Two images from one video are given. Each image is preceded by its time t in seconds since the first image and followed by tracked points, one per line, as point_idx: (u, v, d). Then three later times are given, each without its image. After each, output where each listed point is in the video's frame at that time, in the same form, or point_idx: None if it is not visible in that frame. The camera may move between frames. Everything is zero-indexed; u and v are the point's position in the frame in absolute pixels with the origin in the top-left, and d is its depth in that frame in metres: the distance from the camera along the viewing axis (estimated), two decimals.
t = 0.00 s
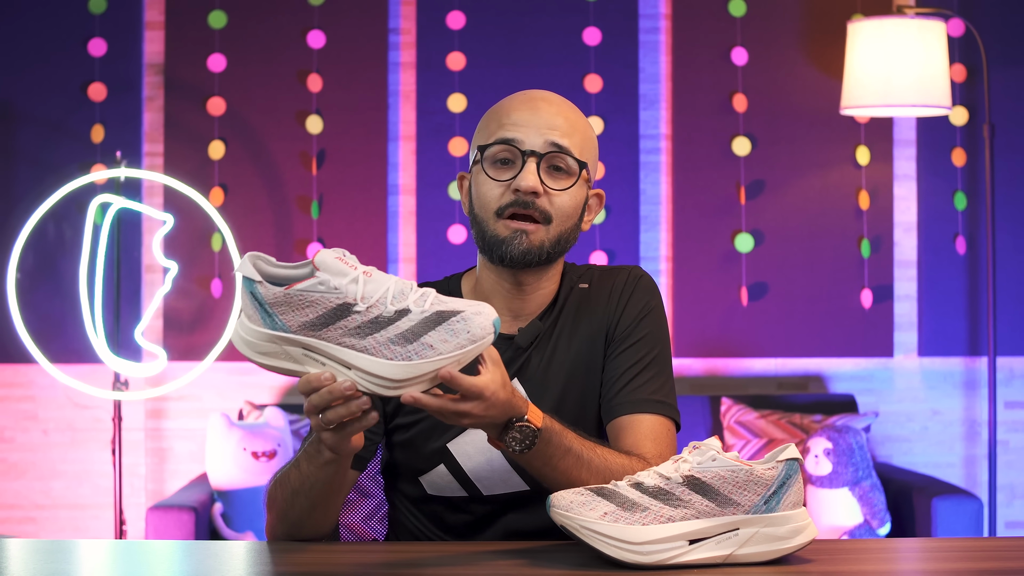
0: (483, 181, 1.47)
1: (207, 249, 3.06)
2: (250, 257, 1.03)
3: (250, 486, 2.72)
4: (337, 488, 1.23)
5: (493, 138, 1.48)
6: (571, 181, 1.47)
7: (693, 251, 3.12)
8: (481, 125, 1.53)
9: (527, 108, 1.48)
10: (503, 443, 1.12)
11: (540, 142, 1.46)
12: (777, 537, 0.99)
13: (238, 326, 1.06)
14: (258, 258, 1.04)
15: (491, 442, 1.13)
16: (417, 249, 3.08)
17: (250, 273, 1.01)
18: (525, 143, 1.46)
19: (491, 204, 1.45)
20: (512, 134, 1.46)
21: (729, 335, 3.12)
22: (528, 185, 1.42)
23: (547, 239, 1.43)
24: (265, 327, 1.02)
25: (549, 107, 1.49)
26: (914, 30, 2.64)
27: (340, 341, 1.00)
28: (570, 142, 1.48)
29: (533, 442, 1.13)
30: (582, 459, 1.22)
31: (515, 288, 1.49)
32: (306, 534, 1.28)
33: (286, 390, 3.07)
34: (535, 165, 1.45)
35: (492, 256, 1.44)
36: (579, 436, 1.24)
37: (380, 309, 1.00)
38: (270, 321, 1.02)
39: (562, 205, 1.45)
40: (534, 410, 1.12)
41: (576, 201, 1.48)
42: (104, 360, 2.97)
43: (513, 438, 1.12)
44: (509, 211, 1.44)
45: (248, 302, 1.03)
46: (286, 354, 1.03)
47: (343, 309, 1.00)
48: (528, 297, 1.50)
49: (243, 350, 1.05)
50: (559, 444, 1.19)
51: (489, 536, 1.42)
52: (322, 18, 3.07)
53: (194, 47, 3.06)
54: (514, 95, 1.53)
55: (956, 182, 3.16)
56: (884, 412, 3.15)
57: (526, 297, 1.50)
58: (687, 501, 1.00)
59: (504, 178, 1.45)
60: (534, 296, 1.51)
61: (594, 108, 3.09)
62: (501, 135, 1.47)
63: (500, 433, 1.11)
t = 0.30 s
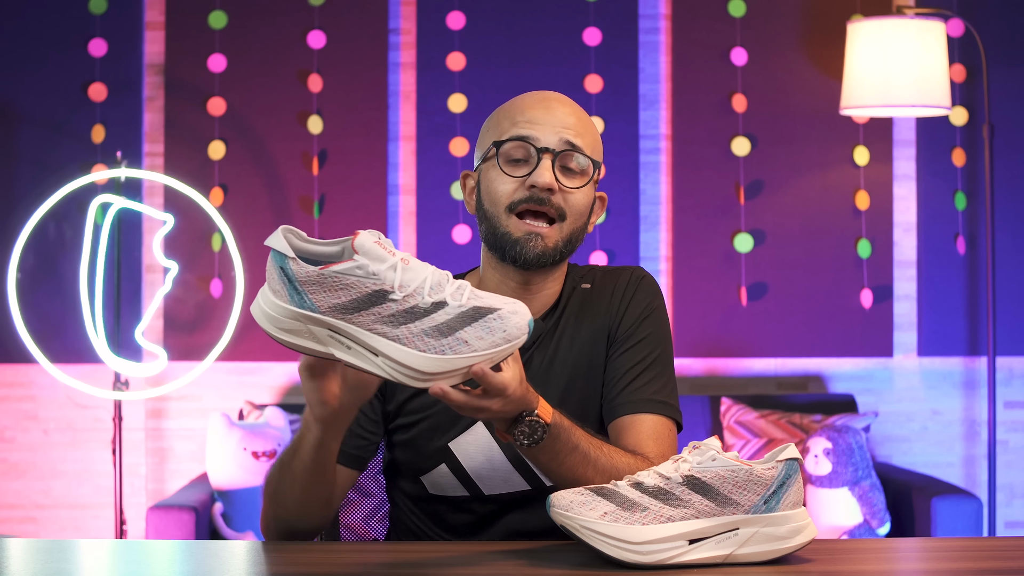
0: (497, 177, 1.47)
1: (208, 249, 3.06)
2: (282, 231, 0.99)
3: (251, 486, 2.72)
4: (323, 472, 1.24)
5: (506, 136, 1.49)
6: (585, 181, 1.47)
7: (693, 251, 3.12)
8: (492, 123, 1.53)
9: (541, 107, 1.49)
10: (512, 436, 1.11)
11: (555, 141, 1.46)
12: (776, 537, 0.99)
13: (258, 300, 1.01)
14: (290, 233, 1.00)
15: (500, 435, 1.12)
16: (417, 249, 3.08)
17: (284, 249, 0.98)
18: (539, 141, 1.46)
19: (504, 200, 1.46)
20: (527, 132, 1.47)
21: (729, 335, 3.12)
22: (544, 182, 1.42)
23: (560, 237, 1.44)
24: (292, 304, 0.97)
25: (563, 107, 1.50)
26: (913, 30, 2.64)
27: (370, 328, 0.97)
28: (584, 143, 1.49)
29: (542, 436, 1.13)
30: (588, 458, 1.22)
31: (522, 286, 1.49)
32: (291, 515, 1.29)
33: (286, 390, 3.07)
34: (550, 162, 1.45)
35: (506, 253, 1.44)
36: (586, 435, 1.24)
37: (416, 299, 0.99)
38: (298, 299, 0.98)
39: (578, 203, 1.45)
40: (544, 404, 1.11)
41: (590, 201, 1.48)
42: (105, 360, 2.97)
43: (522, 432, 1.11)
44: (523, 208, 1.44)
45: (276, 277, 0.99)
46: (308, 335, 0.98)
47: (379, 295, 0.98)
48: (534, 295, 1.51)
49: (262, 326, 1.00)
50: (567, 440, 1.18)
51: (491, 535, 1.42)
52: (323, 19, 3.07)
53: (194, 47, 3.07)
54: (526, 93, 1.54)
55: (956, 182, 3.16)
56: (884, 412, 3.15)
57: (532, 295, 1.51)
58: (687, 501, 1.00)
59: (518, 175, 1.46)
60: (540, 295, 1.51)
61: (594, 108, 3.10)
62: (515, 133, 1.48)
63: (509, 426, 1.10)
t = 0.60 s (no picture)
0: (499, 183, 1.47)
1: (208, 249, 3.06)
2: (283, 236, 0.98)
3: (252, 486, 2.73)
4: (352, 456, 1.21)
5: (508, 141, 1.49)
6: (587, 186, 1.48)
7: (693, 251, 3.13)
8: (494, 124, 1.53)
9: (544, 110, 1.49)
10: (511, 435, 1.12)
11: (557, 147, 1.46)
12: (776, 536, 0.99)
13: (258, 305, 1.00)
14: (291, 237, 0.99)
15: (499, 434, 1.13)
16: (417, 249, 3.08)
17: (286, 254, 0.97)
18: (542, 148, 1.46)
19: (508, 205, 1.46)
20: (529, 138, 1.47)
21: (729, 335, 3.12)
22: (547, 190, 1.43)
23: (563, 241, 1.45)
24: (294, 309, 0.96)
25: (565, 110, 1.50)
26: (913, 31, 2.65)
27: (374, 331, 0.96)
28: (587, 148, 1.48)
29: (543, 434, 1.13)
30: (588, 457, 1.22)
31: (522, 288, 1.51)
32: (305, 497, 1.26)
33: (286, 390, 3.07)
34: (553, 169, 1.45)
35: (508, 257, 1.46)
36: (587, 434, 1.24)
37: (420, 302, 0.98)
38: (300, 304, 0.97)
39: (580, 209, 1.46)
40: (543, 403, 1.12)
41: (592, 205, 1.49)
42: (105, 360, 2.97)
43: (522, 430, 1.12)
44: (526, 213, 1.44)
45: (277, 283, 0.98)
46: (310, 340, 0.98)
47: (382, 299, 0.97)
48: (534, 297, 1.53)
49: (263, 332, 0.99)
50: (566, 439, 1.19)
51: (488, 534, 1.42)
52: (323, 19, 3.08)
53: (195, 47, 3.07)
54: (527, 95, 1.53)
55: (955, 182, 3.16)
56: (883, 412, 3.15)
57: (531, 297, 1.52)
58: (687, 501, 1.01)
59: (521, 181, 1.46)
60: (539, 296, 1.53)
61: (594, 108, 3.10)
62: (517, 138, 1.48)
63: (509, 424, 1.11)
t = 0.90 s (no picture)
0: (495, 186, 1.47)
1: (208, 249, 3.07)
2: (275, 248, 0.98)
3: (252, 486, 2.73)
4: (385, 454, 1.19)
5: (504, 145, 1.49)
6: (583, 187, 1.47)
7: (693, 251, 3.13)
8: (491, 126, 1.52)
9: (539, 112, 1.49)
10: (509, 437, 1.13)
11: (552, 150, 1.46)
12: (775, 536, 1.00)
13: (256, 314, 1.01)
14: (283, 249, 0.99)
15: (497, 436, 1.13)
16: (417, 249, 3.09)
17: (279, 266, 0.97)
18: (537, 151, 1.46)
19: (504, 208, 1.46)
20: (525, 141, 1.47)
21: (728, 335, 3.12)
22: (542, 194, 1.43)
23: (560, 241, 1.45)
24: (291, 320, 0.97)
25: (561, 111, 1.50)
26: (913, 31, 2.65)
27: (371, 339, 0.97)
28: (582, 148, 1.48)
29: (540, 437, 1.14)
30: (586, 459, 1.22)
31: (522, 288, 1.51)
32: (334, 497, 1.24)
33: (287, 390, 3.08)
34: (548, 172, 1.45)
35: (505, 260, 1.47)
36: (586, 435, 1.25)
37: (416, 309, 0.98)
38: (296, 315, 0.98)
39: (576, 210, 1.46)
40: (541, 405, 1.13)
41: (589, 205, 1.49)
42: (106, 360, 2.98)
43: (519, 432, 1.13)
44: (522, 217, 1.45)
45: (272, 293, 0.98)
46: (308, 349, 0.99)
47: (377, 308, 0.97)
48: (534, 295, 1.52)
49: (260, 342, 1.00)
50: (565, 440, 1.19)
51: (490, 533, 1.42)
52: (323, 19, 3.08)
53: (195, 47, 3.07)
54: (523, 95, 1.53)
55: (955, 182, 3.16)
56: (883, 412, 3.16)
57: (532, 296, 1.52)
58: (687, 501, 1.01)
59: (516, 184, 1.46)
60: (540, 294, 1.52)
61: (594, 108, 3.10)
62: (512, 141, 1.48)
63: (506, 427, 1.12)
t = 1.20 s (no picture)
0: (482, 186, 1.48)
1: (209, 249, 3.07)
2: (309, 216, 0.99)
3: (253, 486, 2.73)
4: (345, 462, 1.20)
5: (494, 145, 1.48)
6: (569, 189, 1.47)
7: (693, 251, 3.13)
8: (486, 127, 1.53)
9: (530, 113, 1.48)
10: (507, 441, 1.12)
11: (539, 151, 1.46)
12: (775, 536, 1.00)
13: (283, 270, 1.03)
14: (318, 218, 1.00)
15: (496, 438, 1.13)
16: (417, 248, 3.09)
17: (305, 238, 0.98)
18: (524, 152, 1.45)
19: (490, 208, 1.46)
20: (513, 142, 1.46)
21: (728, 335, 3.13)
22: (524, 195, 1.43)
23: (544, 246, 1.46)
24: (308, 287, 0.99)
25: (553, 111, 1.49)
26: (912, 31, 2.65)
27: (376, 328, 0.97)
28: (571, 150, 1.48)
29: (537, 442, 1.14)
30: (586, 461, 1.22)
31: (519, 290, 1.51)
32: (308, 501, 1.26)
33: (287, 390, 3.08)
34: (533, 174, 1.45)
35: (490, 260, 1.48)
36: (585, 436, 1.25)
37: (425, 310, 0.97)
38: (313, 285, 0.99)
39: (560, 213, 1.46)
40: (541, 411, 1.13)
41: (575, 206, 1.48)
42: (106, 359, 2.98)
43: (517, 438, 1.12)
44: (506, 218, 1.45)
45: (299, 257, 1.00)
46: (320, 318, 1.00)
47: (388, 300, 0.97)
48: (532, 298, 1.52)
49: (281, 298, 1.03)
50: (564, 445, 1.19)
51: (490, 533, 1.43)
52: (323, 19, 3.08)
53: (195, 47, 3.07)
54: (519, 96, 1.52)
55: (955, 182, 3.16)
56: (883, 412, 3.16)
57: (530, 298, 1.52)
58: (686, 501, 1.01)
59: (501, 185, 1.46)
60: (538, 297, 1.52)
61: (593, 109, 3.11)
62: (503, 142, 1.47)
63: (505, 431, 1.11)
